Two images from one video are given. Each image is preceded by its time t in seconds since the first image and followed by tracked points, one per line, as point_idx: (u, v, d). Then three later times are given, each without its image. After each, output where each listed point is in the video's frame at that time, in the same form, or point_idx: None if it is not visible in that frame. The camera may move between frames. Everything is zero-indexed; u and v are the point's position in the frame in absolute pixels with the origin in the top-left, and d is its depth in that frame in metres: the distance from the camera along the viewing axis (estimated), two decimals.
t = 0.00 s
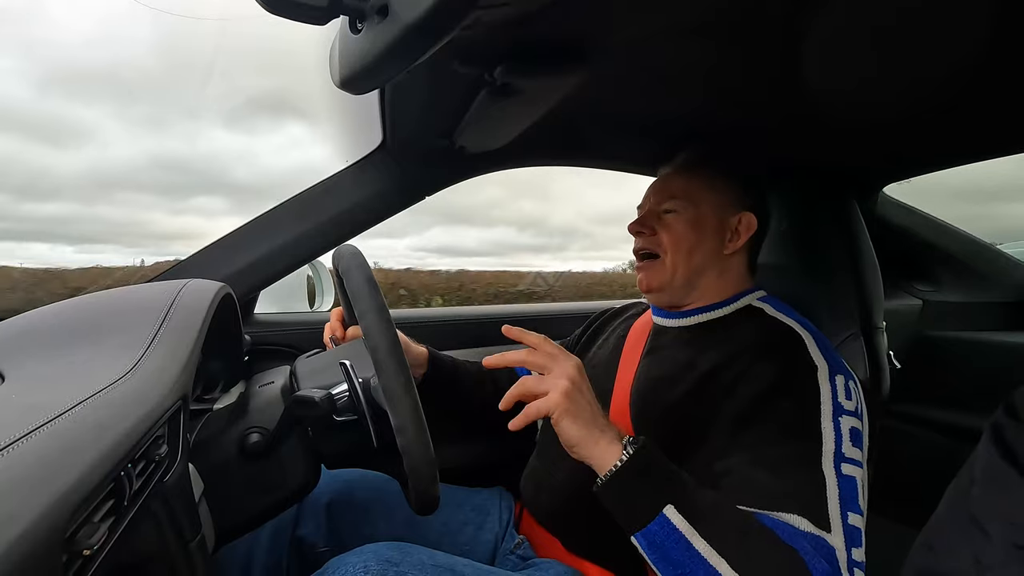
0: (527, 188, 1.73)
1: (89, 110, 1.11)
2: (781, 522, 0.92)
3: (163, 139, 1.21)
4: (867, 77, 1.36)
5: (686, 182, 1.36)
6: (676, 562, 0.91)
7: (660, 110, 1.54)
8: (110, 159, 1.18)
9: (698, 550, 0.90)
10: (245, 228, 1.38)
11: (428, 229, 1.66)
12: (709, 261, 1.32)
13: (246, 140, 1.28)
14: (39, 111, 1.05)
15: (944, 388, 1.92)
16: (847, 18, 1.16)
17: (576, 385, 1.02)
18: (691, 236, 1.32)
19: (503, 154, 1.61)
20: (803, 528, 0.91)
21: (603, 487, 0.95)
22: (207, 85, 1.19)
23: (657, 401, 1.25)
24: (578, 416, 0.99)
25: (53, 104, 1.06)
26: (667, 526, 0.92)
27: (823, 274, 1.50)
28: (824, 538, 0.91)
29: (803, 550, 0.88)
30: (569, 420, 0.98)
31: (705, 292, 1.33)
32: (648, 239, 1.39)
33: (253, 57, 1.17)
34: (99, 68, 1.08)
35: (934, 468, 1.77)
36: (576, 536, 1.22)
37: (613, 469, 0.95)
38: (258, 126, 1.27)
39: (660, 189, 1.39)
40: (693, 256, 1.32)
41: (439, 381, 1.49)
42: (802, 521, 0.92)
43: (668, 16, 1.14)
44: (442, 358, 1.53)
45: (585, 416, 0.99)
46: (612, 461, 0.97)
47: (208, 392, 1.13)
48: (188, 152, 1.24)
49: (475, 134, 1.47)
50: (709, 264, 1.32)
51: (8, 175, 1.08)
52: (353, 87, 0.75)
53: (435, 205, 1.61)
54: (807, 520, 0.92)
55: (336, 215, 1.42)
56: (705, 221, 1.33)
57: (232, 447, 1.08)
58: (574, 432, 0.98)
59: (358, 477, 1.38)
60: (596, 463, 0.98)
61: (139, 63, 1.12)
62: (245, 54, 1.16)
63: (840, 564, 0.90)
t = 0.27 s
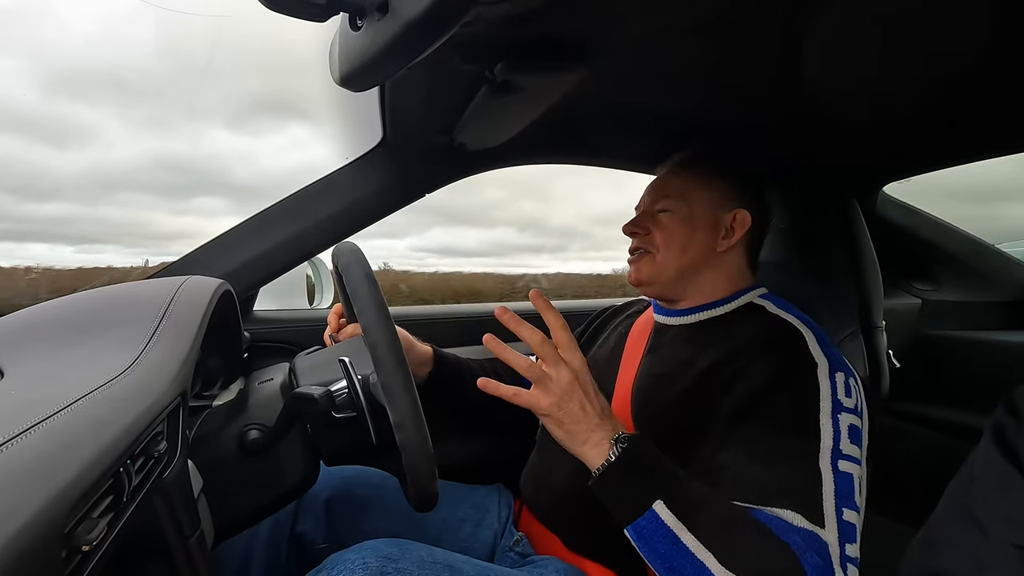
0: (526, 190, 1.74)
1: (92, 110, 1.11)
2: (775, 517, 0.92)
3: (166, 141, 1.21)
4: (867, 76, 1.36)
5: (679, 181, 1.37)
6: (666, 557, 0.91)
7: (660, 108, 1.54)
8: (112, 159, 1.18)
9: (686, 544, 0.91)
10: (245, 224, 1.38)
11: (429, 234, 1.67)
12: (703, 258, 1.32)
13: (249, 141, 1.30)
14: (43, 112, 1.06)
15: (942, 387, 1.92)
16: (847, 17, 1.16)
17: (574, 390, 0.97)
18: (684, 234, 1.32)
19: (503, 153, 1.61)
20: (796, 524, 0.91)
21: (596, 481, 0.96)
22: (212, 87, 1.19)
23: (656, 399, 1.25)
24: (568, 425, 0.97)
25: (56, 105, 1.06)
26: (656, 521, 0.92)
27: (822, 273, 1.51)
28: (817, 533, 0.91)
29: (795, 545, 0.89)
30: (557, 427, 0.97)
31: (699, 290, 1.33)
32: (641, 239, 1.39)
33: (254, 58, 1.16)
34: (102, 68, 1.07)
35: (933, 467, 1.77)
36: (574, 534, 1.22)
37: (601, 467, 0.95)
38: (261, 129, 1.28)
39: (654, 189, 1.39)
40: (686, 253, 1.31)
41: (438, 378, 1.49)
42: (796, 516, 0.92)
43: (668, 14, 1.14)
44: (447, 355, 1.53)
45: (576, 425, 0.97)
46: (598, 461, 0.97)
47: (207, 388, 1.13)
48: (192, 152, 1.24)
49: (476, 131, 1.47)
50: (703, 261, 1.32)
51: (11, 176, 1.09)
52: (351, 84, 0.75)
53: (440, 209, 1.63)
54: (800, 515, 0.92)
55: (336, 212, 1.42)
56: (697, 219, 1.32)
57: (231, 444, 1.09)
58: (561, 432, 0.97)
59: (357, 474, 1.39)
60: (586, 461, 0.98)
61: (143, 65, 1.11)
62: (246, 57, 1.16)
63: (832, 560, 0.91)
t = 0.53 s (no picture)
0: (528, 191, 1.74)
1: (97, 111, 1.11)
2: (780, 518, 0.92)
3: (169, 141, 1.21)
4: (866, 76, 1.36)
5: (676, 183, 1.37)
6: (673, 557, 0.91)
7: (660, 109, 1.54)
8: (115, 159, 1.17)
9: (693, 544, 0.91)
10: (244, 224, 1.38)
11: (433, 234, 1.68)
12: (702, 260, 1.32)
13: (252, 142, 1.29)
14: (48, 113, 1.05)
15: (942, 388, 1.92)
16: (846, 17, 1.16)
17: (584, 390, 0.96)
18: (682, 235, 1.32)
19: (503, 154, 1.61)
20: (802, 525, 0.91)
21: (600, 483, 0.95)
22: (215, 88, 1.20)
23: (655, 400, 1.25)
24: (575, 424, 0.96)
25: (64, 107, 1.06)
26: (662, 520, 0.92)
27: (821, 274, 1.51)
28: (823, 535, 0.91)
29: (802, 545, 0.89)
30: (563, 425, 0.96)
31: (699, 290, 1.33)
32: (639, 240, 1.39)
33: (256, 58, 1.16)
34: (106, 70, 1.07)
35: (933, 468, 1.77)
36: (574, 535, 1.22)
37: (608, 467, 0.95)
38: (264, 130, 1.28)
39: (652, 191, 1.39)
40: (684, 255, 1.32)
41: (438, 379, 1.49)
42: (801, 518, 0.92)
43: (667, 14, 1.15)
44: (444, 354, 1.53)
45: (584, 426, 0.96)
46: (605, 461, 0.96)
47: (207, 390, 1.15)
48: (194, 154, 1.25)
49: (476, 132, 1.47)
50: (703, 262, 1.32)
51: (14, 177, 1.09)
52: (351, 85, 0.74)
53: (440, 208, 1.62)
54: (805, 516, 0.92)
55: (336, 212, 1.42)
56: (696, 220, 1.32)
57: (232, 444, 1.08)
58: (570, 431, 0.96)
59: (357, 476, 1.39)
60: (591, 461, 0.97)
61: (149, 65, 1.11)
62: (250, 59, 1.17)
63: (839, 561, 0.91)
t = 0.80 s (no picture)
0: (529, 190, 1.73)
1: (100, 112, 1.11)
2: (784, 504, 0.93)
3: (171, 142, 1.21)
4: (865, 74, 1.36)
5: (677, 181, 1.37)
6: (673, 539, 0.91)
7: (659, 108, 1.54)
8: (117, 160, 1.18)
9: (694, 527, 0.91)
10: (243, 225, 1.37)
11: (433, 234, 1.67)
12: (704, 258, 1.32)
13: (254, 143, 1.29)
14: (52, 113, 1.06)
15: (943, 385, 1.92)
16: (845, 16, 1.16)
17: (582, 371, 1.00)
18: (683, 233, 1.32)
19: (503, 154, 1.61)
20: (804, 509, 0.92)
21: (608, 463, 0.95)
22: (218, 90, 1.20)
23: (656, 398, 1.25)
24: (579, 406, 0.99)
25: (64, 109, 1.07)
26: (663, 503, 0.92)
27: (822, 272, 1.51)
28: (827, 520, 0.91)
29: (802, 529, 0.90)
30: (570, 409, 0.99)
31: (701, 289, 1.33)
32: (641, 239, 1.39)
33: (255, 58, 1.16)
34: (106, 71, 1.07)
35: (934, 466, 1.76)
36: (575, 534, 1.22)
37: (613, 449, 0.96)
38: (266, 130, 1.28)
39: (654, 190, 1.39)
40: (685, 253, 1.31)
41: (439, 379, 1.49)
42: (805, 503, 0.93)
43: (665, 13, 1.15)
44: (444, 352, 1.53)
45: (587, 406, 0.99)
46: (610, 442, 0.98)
47: (208, 390, 1.14)
48: (196, 155, 1.25)
49: (475, 131, 1.47)
50: (704, 261, 1.32)
51: (19, 178, 1.11)
52: (350, 85, 0.74)
53: (442, 210, 1.63)
54: (808, 502, 0.93)
55: (336, 213, 1.42)
56: (697, 219, 1.32)
57: (232, 445, 1.08)
58: (574, 418, 0.99)
59: (358, 476, 1.39)
60: (596, 446, 0.99)
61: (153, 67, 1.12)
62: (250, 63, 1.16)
63: (840, 545, 0.91)
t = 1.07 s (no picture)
0: (530, 190, 1.73)
1: (105, 113, 1.12)
2: (789, 501, 0.93)
3: (176, 143, 1.22)
4: (865, 75, 1.37)
5: (669, 184, 1.37)
6: (687, 533, 0.91)
7: (659, 109, 1.54)
8: (120, 160, 1.18)
9: (709, 521, 0.91)
10: (244, 224, 1.37)
11: (433, 235, 1.68)
12: (696, 260, 1.32)
13: (257, 144, 1.30)
14: (58, 115, 1.06)
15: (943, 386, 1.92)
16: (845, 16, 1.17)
17: (590, 361, 0.99)
18: (675, 236, 1.32)
19: (503, 154, 1.61)
20: (810, 508, 0.92)
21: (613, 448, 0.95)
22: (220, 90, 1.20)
23: (655, 399, 1.25)
24: (597, 396, 0.98)
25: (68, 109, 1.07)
26: (678, 497, 0.92)
27: (822, 272, 1.51)
28: (830, 519, 0.92)
29: (809, 528, 0.91)
30: (591, 400, 0.97)
31: (695, 291, 1.33)
32: (634, 243, 1.39)
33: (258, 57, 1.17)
34: (112, 74, 1.07)
35: (934, 467, 1.77)
36: (574, 534, 1.22)
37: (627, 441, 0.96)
38: (270, 131, 1.29)
39: (646, 194, 1.40)
40: (678, 255, 1.31)
41: (438, 378, 1.49)
42: (810, 501, 0.93)
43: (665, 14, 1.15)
44: (443, 352, 1.53)
45: (604, 395, 0.99)
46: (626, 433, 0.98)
47: (207, 389, 1.13)
48: (201, 155, 1.25)
49: (475, 131, 1.47)
50: (698, 263, 1.32)
51: (26, 180, 1.11)
52: (350, 84, 0.74)
53: (442, 210, 1.63)
54: (812, 500, 0.93)
55: (336, 212, 1.42)
56: (689, 221, 1.32)
57: (232, 442, 1.08)
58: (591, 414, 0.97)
59: (358, 476, 1.39)
60: (611, 439, 0.99)
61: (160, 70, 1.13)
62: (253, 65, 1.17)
63: (845, 544, 0.91)
